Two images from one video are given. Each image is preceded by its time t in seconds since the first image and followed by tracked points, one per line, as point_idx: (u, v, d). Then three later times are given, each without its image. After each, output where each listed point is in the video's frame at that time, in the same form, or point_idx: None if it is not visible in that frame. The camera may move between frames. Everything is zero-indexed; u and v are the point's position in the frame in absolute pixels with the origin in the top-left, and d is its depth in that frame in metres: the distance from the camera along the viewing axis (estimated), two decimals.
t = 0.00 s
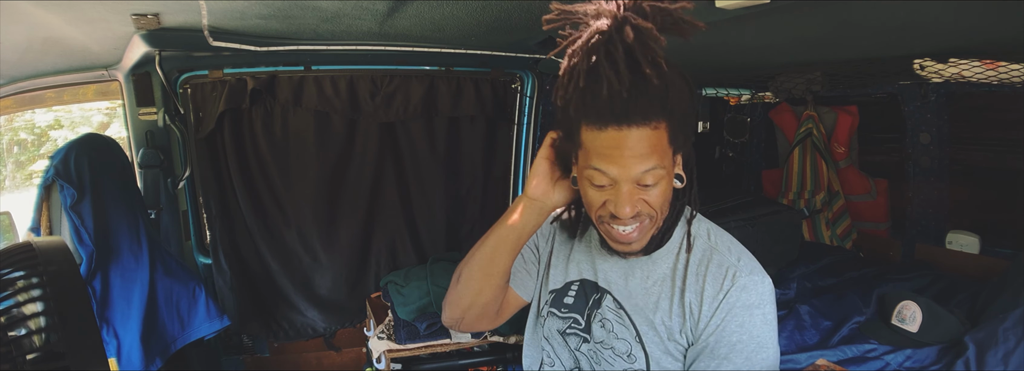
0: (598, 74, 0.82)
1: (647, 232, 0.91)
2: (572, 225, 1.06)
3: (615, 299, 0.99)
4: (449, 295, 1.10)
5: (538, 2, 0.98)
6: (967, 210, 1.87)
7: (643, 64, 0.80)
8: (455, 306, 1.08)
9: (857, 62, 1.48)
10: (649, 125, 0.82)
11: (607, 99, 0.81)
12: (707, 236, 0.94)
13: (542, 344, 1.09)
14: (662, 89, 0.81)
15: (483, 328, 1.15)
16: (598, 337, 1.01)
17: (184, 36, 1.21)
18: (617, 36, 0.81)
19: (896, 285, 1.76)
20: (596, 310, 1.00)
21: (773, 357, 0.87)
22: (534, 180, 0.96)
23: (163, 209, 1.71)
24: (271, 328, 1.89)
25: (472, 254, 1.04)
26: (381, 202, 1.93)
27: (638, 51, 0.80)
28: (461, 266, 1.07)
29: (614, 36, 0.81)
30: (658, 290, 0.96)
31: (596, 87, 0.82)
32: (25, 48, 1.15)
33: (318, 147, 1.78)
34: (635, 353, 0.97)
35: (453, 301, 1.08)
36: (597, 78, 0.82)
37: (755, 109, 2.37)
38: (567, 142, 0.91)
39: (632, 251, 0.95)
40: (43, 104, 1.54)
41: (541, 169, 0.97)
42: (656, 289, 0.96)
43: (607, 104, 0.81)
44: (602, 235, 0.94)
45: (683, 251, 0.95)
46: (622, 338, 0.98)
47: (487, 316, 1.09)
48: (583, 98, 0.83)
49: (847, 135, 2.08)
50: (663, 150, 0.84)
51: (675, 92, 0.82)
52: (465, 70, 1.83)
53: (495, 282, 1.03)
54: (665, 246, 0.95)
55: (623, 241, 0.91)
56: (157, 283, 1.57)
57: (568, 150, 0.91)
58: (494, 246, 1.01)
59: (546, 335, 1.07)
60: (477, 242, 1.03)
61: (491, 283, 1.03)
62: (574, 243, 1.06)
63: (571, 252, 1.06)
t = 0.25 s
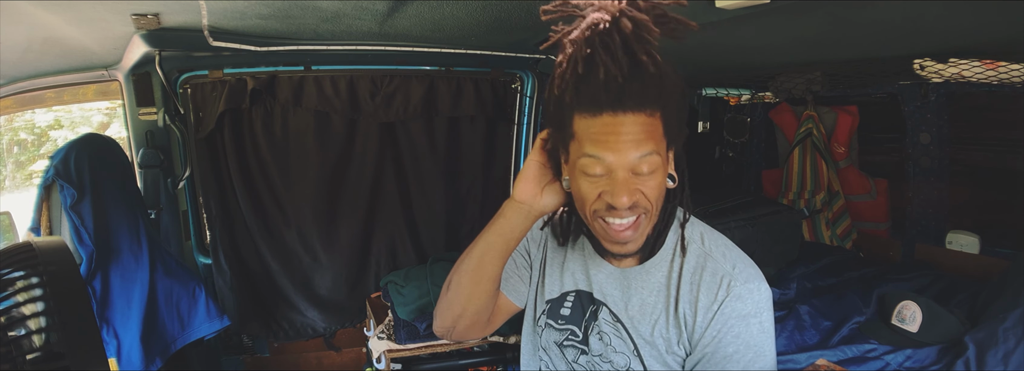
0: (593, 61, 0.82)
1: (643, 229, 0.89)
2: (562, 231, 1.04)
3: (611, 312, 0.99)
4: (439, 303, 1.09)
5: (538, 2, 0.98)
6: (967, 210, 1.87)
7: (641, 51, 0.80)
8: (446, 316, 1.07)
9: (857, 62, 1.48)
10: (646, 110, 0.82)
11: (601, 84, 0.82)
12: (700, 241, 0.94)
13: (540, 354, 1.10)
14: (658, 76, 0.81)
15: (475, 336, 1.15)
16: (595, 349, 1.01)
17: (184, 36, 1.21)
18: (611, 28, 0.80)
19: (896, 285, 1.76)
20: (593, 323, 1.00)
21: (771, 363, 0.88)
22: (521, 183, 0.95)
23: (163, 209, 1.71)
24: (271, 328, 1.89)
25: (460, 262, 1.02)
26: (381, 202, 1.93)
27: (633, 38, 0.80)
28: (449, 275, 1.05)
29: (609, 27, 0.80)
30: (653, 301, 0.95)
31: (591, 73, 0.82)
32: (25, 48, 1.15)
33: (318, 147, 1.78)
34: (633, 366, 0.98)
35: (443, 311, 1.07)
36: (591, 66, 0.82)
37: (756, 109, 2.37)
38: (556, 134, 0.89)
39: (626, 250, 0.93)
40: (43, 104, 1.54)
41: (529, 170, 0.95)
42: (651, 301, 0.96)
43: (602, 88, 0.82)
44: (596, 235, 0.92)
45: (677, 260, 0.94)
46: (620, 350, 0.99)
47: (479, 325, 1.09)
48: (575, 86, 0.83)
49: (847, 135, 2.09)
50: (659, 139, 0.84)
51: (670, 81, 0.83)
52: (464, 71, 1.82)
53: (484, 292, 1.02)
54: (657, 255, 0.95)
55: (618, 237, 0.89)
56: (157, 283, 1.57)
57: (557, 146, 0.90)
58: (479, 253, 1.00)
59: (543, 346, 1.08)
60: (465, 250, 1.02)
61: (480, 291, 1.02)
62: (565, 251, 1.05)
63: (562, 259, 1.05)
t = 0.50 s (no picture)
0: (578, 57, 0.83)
1: (625, 227, 0.89)
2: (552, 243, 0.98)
3: (606, 319, 0.99)
4: (431, 316, 1.08)
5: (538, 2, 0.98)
6: (967, 210, 1.88)
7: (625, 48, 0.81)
8: (439, 328, 1.07)
9: (857, 62, 1.48)
10: (631, 108, 0.81)
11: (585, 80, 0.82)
12: (693, 243, 0.93)
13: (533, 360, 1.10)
14: (643, 74, 0.81)
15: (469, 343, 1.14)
16: (590, 356, 1.03)
17: (184, 36, 1.21)
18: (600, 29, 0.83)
19: (897, 285, 1.76)
20: (588, 330, 1.01)
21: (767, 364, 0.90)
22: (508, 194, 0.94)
23: (163, 209, 1.71)
24: (271, 328, 1.89)
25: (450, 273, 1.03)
26: (381, 202, 1.93)
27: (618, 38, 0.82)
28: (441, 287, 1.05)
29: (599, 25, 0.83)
30: (646, 307, 0.96)
31: (577, 69, 0.82)
32: (25, 48, 1.15)
33: (318, 147, 1.79)
34: None
35: (435, 323, 1.07)
36: (576, 59, 0.83)
37: (756, 109, 2.36)
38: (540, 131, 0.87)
39: (609, 248, 0.92)
40: (43, 104, 1.52)
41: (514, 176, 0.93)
42: (644, 307, 0.96)
43: (585, 83, 0.82)
44: (578, 234, 0.92)
45: (669, 264, 0.94)
46: (615, 355, 1.00)
47: (473, 338, 1.08)
48: (560, 83, 0.83)
49: (847, 136, 2.10)
50: (645, 137, 0.83)
51: (657, 79, 0.82)
52: (465, 71, 1.80)
53: (476, 301, 1.03)
54: (648, 260, 0.94)
55: (599, 234, 0.89)
56: (157, 283, 1.57)
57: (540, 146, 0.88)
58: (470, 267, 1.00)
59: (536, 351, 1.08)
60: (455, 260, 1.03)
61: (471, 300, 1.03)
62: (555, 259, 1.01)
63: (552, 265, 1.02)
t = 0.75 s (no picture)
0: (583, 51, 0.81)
1: (619, 229, 0.89)
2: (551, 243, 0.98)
3: (598, 321, 0.99)
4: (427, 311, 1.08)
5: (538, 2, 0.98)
6: (967, 210, 1.88)
7: (634, 46, 0.80)
8: (434, 326, 1.07)
9: (857, 62, 1.48)
10: (633, 108, 0.81)
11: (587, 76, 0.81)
12: (686, 244, 0.94)
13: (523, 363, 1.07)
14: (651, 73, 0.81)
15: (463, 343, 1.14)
16: (583, 358, 1.01)
17: (184, 36, 1.21)
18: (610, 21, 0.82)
19: (897, 285, 1.76)
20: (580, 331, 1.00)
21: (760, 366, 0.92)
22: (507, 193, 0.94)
23: (163, 209, 1.72)
24: (271, 328, 1.89)
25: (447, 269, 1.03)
26: (381, 202, 1.93)
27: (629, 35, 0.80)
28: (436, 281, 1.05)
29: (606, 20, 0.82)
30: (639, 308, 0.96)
31: (581, 65, 0.81)
32: (25, 48, 1.15)
33: (318, 148, 1.79)
34: None
35: (430, 321, 1.07)
36: (580, 54, 0.81)
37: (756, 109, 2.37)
38: (539, 122, 0.87)
39: (597, 249, 0.92)
40: (43, 104, 1.52)
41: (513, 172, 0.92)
42: (637, 308, 0.96)
43: (588, 79, 0.81)
44: (570, 232, 0.92)
45: (662, 265, 0.95)
46: (607, 358, 0.99)
47: (468, 338, 1.07)
48: (564, 76, 0.82)
49: (847, 135, 2.10)
50: (645, 138, 0.82)
51: (663, 80, 0.81)
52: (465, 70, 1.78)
53: (470, 300, 1.03)
54: (641, 261, 0.94)
55: (591, 232, 0.89)
56: (157, 283, 1.57)
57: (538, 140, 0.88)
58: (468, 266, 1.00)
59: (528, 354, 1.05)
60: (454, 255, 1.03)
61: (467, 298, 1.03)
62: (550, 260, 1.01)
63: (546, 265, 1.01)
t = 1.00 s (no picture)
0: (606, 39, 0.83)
1: (635, 223, 0.89)
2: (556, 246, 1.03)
3: (597, 323, 0.97)
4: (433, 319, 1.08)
5: (538, 2, 0.98)
6: (967, 210, 1.87)
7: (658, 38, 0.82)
8: (439, 332, 1.07)
9: (857, 62, 1.48)
10: (655, 99, 0.83)
11: (610, 64, 0.83)
12: (692, 249, 0.91)
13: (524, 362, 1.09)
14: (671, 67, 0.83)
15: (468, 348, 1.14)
16: (581, 360, 1.00)
17: (185, 36, 1.21)
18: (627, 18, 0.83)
19: (897, 285, 1.76)
20: (578, 332, 0.99)
21: None
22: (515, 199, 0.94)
23: (163, 209, 1.71)
24: (271, 328, 1.89)
25: (453, 274, 1.02)
26: (381, 202, 1.93)
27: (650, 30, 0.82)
28: (443, 287, 1.05)
29: (626, 15, 0.83)
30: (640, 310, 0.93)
31: (603, 54, 0.83)
32: (25, 48, 1.15)
33: (318, 148, 1.78)
34: None
35: (436, 327, 1.07)
36: (607, 41, 0.83)
37: (755, 109, 2.37)
38: (558, 109, 0.89)
39: (609, 246, 0.91)
40: (43, 104, 1.53)
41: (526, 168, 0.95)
42: (638, 313, 0.93)
43: (614, 64, 0.82)
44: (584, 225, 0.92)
45: (665, 269, 0.92)
46: (605, 363, 0.97)
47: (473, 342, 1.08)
48: (587, 64, 0.84)
49: (847, 135, 2.09)
50: (664, 130, 0.84)
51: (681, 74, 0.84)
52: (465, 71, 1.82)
53: (480, 303, 1.01)
54: (644, 264, 0.93)
55: (608, 226, 0.88)
56: (157, 283, 1.57)
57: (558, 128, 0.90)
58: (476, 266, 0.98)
59: (528, 354, 1.07)
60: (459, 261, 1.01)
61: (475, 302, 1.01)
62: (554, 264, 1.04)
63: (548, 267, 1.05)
